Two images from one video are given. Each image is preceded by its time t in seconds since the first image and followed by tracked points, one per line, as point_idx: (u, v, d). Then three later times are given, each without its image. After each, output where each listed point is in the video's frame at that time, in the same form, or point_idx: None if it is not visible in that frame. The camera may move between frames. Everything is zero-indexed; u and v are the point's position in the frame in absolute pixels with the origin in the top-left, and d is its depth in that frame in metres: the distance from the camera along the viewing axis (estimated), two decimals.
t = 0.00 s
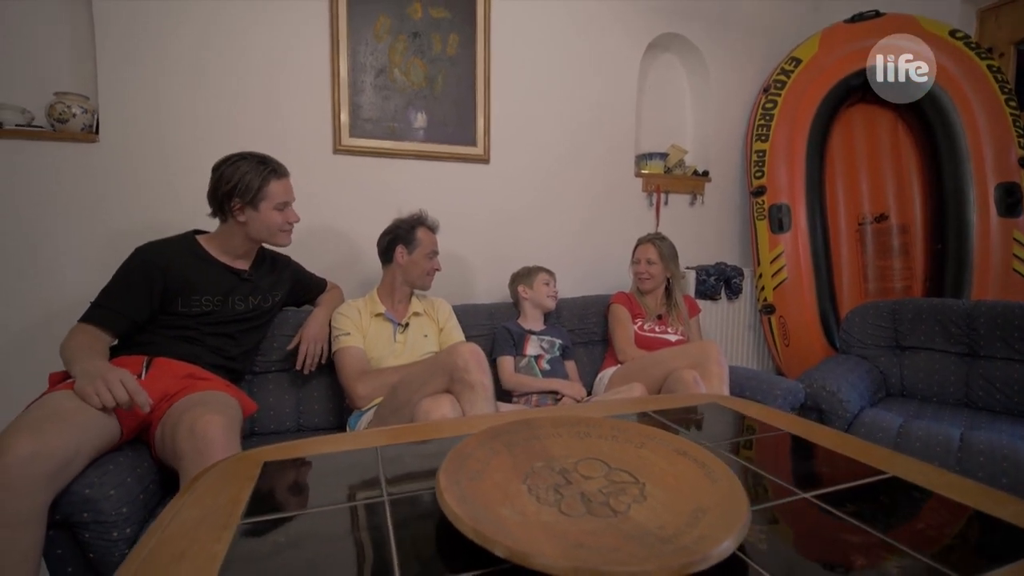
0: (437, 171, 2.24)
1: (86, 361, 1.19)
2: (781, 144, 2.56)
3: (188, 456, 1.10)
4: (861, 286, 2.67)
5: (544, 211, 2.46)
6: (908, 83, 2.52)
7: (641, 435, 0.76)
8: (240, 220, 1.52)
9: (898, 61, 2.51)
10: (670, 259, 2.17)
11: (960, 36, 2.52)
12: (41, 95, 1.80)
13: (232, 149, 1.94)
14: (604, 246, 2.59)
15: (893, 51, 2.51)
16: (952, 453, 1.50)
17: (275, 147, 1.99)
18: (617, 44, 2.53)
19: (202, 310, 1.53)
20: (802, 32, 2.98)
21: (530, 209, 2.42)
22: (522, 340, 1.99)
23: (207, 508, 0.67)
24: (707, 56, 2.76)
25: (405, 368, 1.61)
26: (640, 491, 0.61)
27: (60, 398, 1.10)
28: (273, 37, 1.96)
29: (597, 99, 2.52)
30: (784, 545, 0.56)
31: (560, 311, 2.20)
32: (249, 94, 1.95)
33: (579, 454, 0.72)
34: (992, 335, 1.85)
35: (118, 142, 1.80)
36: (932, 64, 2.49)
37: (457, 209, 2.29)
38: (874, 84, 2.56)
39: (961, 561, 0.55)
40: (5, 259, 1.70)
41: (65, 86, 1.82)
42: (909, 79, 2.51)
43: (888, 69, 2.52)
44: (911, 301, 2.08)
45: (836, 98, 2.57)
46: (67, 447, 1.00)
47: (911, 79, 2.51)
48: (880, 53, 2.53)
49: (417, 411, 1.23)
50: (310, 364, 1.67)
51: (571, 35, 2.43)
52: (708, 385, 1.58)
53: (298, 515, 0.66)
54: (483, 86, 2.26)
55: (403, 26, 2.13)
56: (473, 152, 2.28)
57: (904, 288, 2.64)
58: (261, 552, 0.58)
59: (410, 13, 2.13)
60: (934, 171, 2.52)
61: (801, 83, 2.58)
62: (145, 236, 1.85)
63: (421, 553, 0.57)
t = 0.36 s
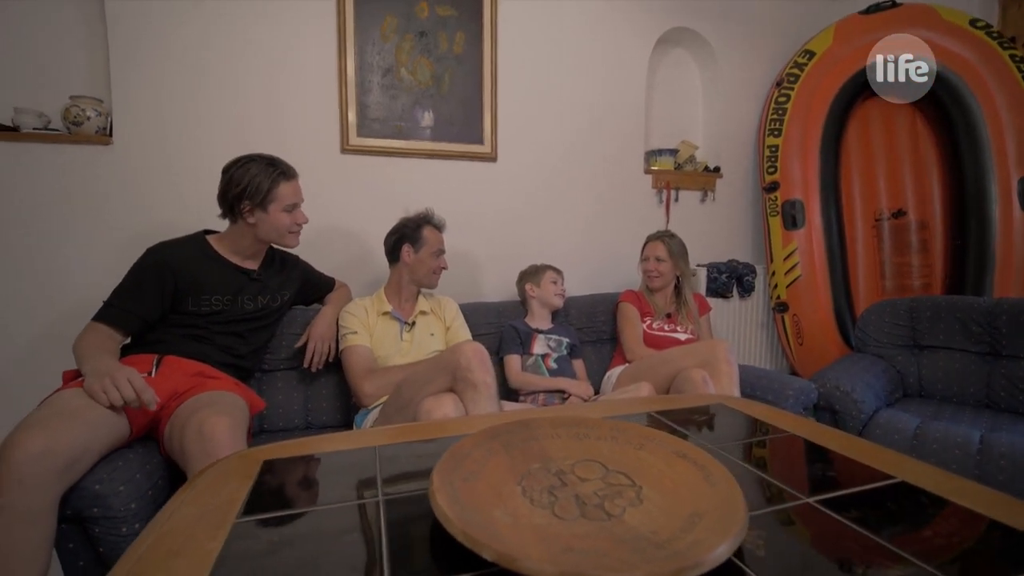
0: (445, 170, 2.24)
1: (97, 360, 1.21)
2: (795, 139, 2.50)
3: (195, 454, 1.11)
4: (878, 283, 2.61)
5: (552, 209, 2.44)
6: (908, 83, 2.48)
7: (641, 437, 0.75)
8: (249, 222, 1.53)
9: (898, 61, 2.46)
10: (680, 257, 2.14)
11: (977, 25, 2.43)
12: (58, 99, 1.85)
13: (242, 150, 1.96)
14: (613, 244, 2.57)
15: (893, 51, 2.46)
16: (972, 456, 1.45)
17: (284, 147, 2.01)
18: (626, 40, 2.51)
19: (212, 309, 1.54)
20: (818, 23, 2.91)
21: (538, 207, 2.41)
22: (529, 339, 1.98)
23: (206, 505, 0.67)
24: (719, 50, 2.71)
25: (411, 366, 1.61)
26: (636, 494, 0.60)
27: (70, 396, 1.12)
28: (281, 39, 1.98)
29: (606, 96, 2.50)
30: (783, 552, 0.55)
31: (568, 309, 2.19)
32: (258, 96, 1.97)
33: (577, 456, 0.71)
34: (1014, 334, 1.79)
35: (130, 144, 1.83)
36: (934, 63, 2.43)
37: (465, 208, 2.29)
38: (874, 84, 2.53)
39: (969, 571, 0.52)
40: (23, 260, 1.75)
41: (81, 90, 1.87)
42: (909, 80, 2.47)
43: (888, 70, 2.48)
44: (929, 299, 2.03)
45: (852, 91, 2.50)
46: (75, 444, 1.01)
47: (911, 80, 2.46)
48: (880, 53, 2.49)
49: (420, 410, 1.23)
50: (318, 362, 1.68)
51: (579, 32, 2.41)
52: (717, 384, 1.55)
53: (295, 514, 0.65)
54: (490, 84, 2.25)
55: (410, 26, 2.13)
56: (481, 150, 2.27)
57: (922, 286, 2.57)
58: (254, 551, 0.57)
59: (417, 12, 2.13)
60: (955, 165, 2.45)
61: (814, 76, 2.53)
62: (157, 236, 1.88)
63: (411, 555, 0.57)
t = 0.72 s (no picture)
0: (461, 170, 2.25)
1: (120, 357, 1.24)
2: (820, 135, 2.42)
3: (211, 451, 1.13)
4: (909, 284, 2.51)
5: (569, 208, 2.42)
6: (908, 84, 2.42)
7: (649, 442, 0.73)
8: (268, 224, 1.54)
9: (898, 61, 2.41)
10: (699, 256, 2.10)
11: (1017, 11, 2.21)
12: (88, 104, 1.92)
13: (262, 151, 2.00)
14: (632, 243, 2.53)
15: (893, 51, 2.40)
16: (1008, 465, 1.38)
17: (303, 148, 2.04)
18: (645, 35, 2.47)
19: (232, 308, 1.57)
20: (846, 14, 2.81)
21: (555, 206, 2.39)
22: (545, 339, 1.97)
23: (214, 501, 0.68)
24: (741, 44, 2.65)
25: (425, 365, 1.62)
26: (639, 502, 0.59)
27: (93, 391, 1.15)
28: (300, 42, 2.01)
29: (624, 93, 2.46)
30: (793, 565, 0.52)
31: (584, 309, 2.16)
32: (277, 97, 2.00)
33: (583, 459, 0.70)
34: None
35: (155, 146, 1.88)
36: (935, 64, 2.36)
37: (481, 207, 2.29)
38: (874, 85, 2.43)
39: None
40: (55, 259, 1.82)
41: (109, 95, 1.94)
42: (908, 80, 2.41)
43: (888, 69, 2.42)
44: (963, 299, 1.93)
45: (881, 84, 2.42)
46: (97, 438, 1.04)
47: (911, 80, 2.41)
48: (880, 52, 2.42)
49: (432, 410, 1.23)
50: (335, 361, 1.71)
51: (597, 28, 2.38)
52: (735, 386, 1.51)
53: (298, 513, 0.65)
54: (506, 83, 2.25)
55: (426, 26, 2.14)
56: (497, 150, 2.27)
57: (957, 286, 2.47)
58: (254, 548, 0.57)
59: (433, 13, 2.14)
60: (993, 160, 2.33)
61: (841, 69, 2.44)
62: (181, 236, 1.93)
63: (407, 554, 0.56)
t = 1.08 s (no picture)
0: (476, 167, 2.24)
1: (137, 353, 1.27)
2: (848, 129, 2.33)
3: (223, 445, 1.15)
4: (941, 284, 2.41)
5: (586, 205, 2.39)
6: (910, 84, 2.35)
7: (653, 446, 0.70)
8: (284, 224, 1.54)
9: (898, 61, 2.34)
10: (718, 254, 2.05)
11: None
12: (113, 106, 1.99)
13: (279, 150, 2.03)
14: (649, 240, 2.49)
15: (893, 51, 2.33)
16: None
17: (320, 147, 2.07)
18: (664, 28, 2.41)
19: (248, 305, 1.60)
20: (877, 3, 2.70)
21: (571, 203, 2.37)
22: (558, 337, 1.95)
23: (213, 496, 0.69)
24: (764, 35, 2.57)
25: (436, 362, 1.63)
26: (637, 507, 0.57)
27: (110, 384, 1.19)
28: (316, 41, 2.03)
29: (642, 88, 2.42)
30: None
31: (599, 308, 2.14)
32: (294, 96, 2.03)
33: (583, 462, 0.68)
34: None
35: (176, 146, 1.93)
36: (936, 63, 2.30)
37: (496, 204, 2.28)
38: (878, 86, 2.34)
39: None
40: (81, 256, 1.88)
41: (133, 96, 2.00)
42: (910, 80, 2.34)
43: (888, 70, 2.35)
44: (999, 300, 1.84)
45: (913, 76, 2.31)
46: (112, 431, 1.06)
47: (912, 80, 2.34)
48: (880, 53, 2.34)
49: (439, 408, 1.23)
50: (349, 357, 1.72)
51: (614, 21, 2.34)
52: (752, 389, 1.47)
53: (294, 509, 0.65)
54: (522, 79, 2.23)
55: (442, 22, 2.14)
56: (512, 147, 2.25)
57: (992, 286, 2.36)
58: (248, 543, 0.57)
59: (448, 9, 2.14)
60: None
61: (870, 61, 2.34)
62: (202, 234, 1.97)
63: (398, 554, 0.55)
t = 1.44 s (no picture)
0: (488, 162, 2.23)
1: (149, 344, 1.30)
2: (874, 121, 2.26)
3: (229, 436, 1.17)
4: (972, 283, 2.30)
5: (599, 200, 2.36)
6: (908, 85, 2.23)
7: (648, 446, 0.68)
8: (296, 219, 1.55)
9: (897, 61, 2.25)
10: (735, 250, 2.00)
11: None
12: (135, 103, 2.04)
13: (293, 145, 2.05)
14: (665, 236, 2.44)
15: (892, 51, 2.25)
16: None
17: (333, 142, 2.08)
18: (682, 18, 2.35)
19: (260, 299, 1.62)
20: None
21: (583, 198, 2.34)
22: (568, 334, 1.93)
23: (206, 487, 0.69)
24: (786, 25, 2.50)
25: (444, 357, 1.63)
26: (626, 509, 0.55)
27: (122, 375, 1.22)
28: (330, 37, 2.04)
29: (659, 80, 2.37)
30: None
31: (611, 305, 2.11)
32: (307, 91, 2.04)
33: (576, 462, 0.66)
34: None
35: (192, 141, 1.96)
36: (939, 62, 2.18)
37: (507, 199, 2.27)
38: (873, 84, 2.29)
39: None
40: (103, 249, 1.93)
41: (153, 93, 2.05)
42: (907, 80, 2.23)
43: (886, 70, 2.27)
44: None
45: (947, 64, 2.19)
46: (121, 419, 1.09)
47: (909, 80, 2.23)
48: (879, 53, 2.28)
49: (442, 403, 1.22)
50: (358, 352, 1.73)
51: (630, 13, 2.30)
52: (765, 389, 1.43)
53: (282, 501, 0.65)
54: (535, 73, 2.21)
55: (454, 16, 2.13)
56: (525, 141, 2.24)
57: None
58: (233, 534, 0.57)
59: (461, 3, 2.12)
60: None
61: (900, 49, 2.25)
62: (218, 228, 2.01)
63: (379, 549, 0.54)
